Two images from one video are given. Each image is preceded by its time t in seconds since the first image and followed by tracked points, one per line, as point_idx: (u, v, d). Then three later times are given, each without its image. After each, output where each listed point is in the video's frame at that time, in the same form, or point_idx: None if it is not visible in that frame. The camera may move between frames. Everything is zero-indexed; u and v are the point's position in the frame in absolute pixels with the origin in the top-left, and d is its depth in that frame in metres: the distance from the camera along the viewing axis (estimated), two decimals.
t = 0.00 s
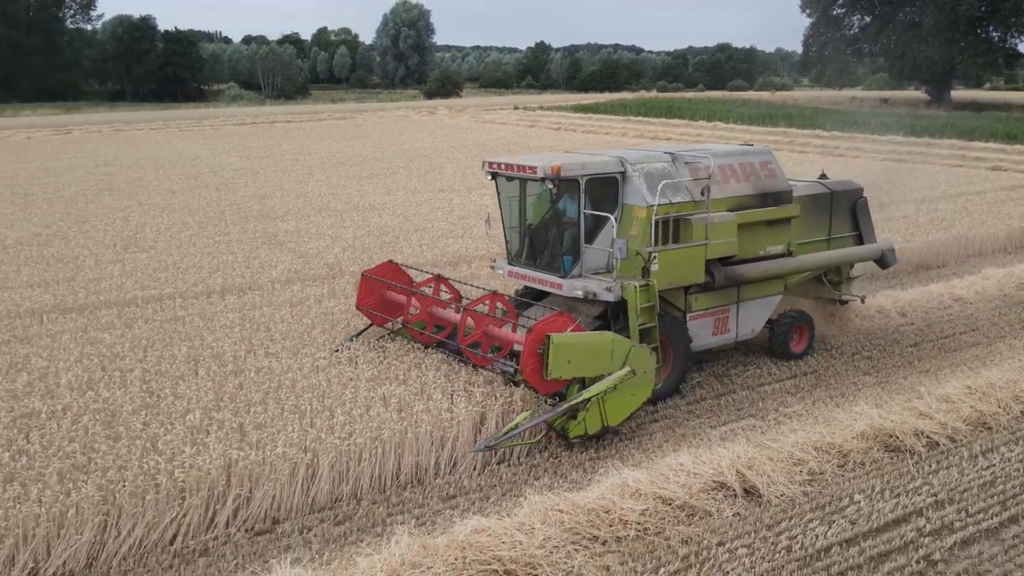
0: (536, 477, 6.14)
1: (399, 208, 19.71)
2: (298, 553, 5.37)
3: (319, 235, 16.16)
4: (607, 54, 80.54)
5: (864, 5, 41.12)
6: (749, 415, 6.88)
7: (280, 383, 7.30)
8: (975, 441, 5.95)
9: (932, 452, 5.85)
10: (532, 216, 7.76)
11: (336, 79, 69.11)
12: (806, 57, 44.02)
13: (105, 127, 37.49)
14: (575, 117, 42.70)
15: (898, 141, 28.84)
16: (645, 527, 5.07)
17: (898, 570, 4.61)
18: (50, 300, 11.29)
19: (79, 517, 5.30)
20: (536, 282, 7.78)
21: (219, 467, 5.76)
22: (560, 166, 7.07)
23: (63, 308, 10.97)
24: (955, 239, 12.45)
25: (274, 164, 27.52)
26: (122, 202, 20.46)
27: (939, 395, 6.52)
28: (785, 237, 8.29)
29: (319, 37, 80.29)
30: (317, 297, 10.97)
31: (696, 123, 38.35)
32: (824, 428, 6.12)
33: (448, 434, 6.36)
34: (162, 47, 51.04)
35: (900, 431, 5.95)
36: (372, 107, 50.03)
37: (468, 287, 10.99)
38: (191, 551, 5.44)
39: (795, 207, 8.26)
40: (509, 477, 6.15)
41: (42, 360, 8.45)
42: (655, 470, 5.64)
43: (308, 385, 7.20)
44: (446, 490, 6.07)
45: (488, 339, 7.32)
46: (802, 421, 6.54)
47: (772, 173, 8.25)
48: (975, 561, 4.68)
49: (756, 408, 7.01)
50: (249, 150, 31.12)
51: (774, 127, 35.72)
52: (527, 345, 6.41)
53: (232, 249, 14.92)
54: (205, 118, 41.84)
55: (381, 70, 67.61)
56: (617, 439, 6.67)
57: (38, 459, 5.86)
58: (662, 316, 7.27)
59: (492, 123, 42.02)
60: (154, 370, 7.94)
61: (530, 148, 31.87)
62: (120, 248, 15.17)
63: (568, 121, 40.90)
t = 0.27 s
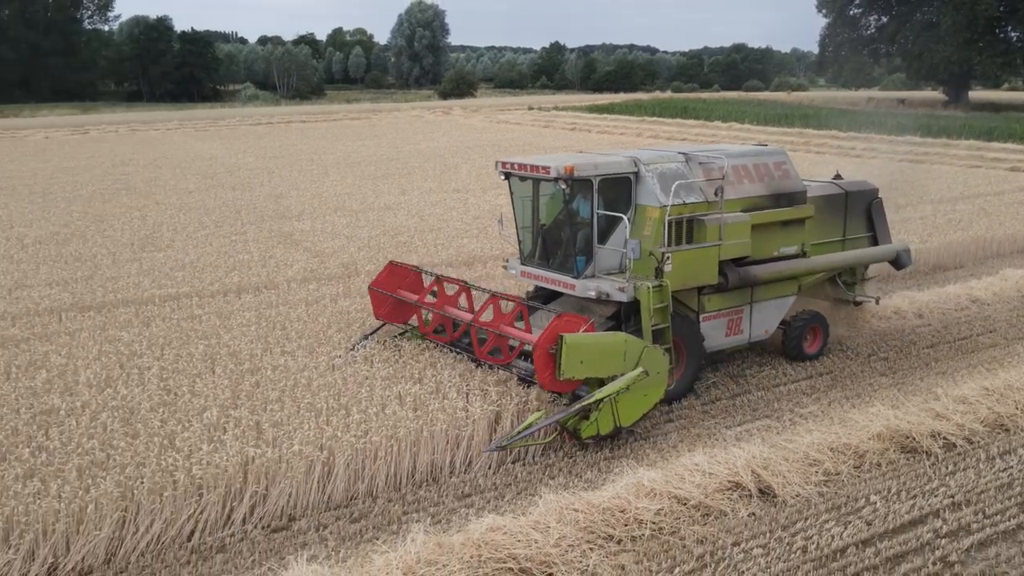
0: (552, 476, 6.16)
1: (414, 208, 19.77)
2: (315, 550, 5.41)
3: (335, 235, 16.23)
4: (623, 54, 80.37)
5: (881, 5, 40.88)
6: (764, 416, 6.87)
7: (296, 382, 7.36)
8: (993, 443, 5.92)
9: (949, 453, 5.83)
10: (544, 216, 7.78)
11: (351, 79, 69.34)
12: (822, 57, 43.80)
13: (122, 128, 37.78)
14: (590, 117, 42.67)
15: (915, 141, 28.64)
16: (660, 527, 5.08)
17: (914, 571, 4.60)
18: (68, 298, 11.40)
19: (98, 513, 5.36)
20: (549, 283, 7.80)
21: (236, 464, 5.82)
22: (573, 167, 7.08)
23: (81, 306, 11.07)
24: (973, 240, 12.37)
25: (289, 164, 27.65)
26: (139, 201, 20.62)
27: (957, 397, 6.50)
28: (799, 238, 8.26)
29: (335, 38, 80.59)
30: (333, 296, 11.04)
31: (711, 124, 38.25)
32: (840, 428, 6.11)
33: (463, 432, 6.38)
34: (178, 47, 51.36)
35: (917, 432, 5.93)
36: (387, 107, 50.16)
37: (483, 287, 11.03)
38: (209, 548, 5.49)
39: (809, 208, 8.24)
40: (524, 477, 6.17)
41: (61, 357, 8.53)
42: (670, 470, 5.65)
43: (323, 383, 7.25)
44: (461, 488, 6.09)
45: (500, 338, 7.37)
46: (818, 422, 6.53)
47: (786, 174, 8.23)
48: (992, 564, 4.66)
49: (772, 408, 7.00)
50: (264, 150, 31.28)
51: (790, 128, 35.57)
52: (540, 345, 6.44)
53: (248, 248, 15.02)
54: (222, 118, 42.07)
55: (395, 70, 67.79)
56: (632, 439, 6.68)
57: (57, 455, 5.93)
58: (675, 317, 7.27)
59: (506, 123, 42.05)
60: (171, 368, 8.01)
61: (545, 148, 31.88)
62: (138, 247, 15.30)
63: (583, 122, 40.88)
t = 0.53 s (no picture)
0: (564, 476, 6.17)
1: (427, 208, 19.80)
2: (328, 548, 5.43)
3: (347, 235, 16.29)
4: (635, 54, 80.22)
5: (896, 5, 40.65)
6: (778, 416, 6.85)
7: (309, 381, 7.39)
8: (1008, 445, 5.89)
9: (964, 455, 5.81)
10: (556, 216, 7.77)
11: (363, 80, 69.48)
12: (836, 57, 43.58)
13: (136, 128, 38.00)
14: (602, 117, 42.64)
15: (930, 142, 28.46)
16: (673, 527, 5.09)
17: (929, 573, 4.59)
18: (83, 297, 11.48)
19: (113, 510, 5.41)
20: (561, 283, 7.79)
21: (250, 463, 5.85)
22: (585, 167, 7.09)
23: (96, 305, 11.15)
24: (988, 241, 12.30)
25: (302, 164, 27.75)
26: (152, 201, 20.74)
27: (972, 398, 6.47)
28: (812, 238, 8.23)
29: (347, 38, 80.74)
30: (346, 296, 11.08)
31: (724, 124, 38.13)
32: (854, 430, 6.09)
33: (476, 432, 6.39)
34: (192, 47, 51.60)
35: (931, 433, 5.91)
36: (399, 107, 50.23)
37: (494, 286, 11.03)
38: (222, 546, 5.52)
39: (822, 208, 8.21)
40: (536, 476, 6.18)
41: (76, 356, 8.59)
42: (683, 470, 5.65)
43: (337, 382, 7.28)
44: (473, 488, 6.11)
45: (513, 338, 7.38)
46: (832, 423, 6.52)
47: (799, 174, 8.20)
48: (1008, 566, 4.64)
49: (786, 409, 6.99)
50: (277, 151, 31.39)
51: (803, 128, 35.42)
52: (550, 345, 6.44)
53: (260, 248, 15.08)
54: (235, 118, 42.24)
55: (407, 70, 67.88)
56: (645, 439, 6.68)
57: (72, 453, 5.98)
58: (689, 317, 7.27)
59: (518, 123, 42.04)
60: (185, 367, 8.06)
61: (556, 149, 31.86)
62: (151, 246, 15.39)
63: (596, 122, 40.81)
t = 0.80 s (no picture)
0: (574, 476, 6.17)
1: (435, 208, 19.81)
2: (337, 548, 5.44)
3: (356, 234, 16.31)
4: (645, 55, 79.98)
5: (907, 5, 40.47)
6: (788, 417, 6.84)
7: (319, 380, 7.41)
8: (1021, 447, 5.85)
9: (975, 457, 5.78)
10: (566, 215, 7.76)
11: (372, 80, 69.55)
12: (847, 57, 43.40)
13: (146, 128, 38.14)
14: (611, 118, 42.59)
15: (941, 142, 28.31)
16: (682, 528, 5.08)
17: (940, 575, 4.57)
18: (93, 296, 11.53)
19: (123, 509, 5.43)
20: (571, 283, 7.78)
21: (259, 462, 5.87)
22: (595, 166, 7.09)
23: (106, 304, 11.21)
24: (1000, 242, 12.23)
25: (311, 164, 27.80)
26: (162, 200, 20.81)
27: (984, 400, 6.44)
28: (822, 239, 8.21)
29: (356, 38, 80.85)
30: (355, 295, 11.10)
31: (733, 125, 38.03)
32: (865, 431, 6.07)
33: (485, 432, 6.40)
34: (202, 48, 51.74)
35: (943, 435, 5.88)
36: (408, 108, 50.28)
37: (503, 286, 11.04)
38: (232, 544, 5.53)
39: (833, 208, 8.18)
40: (545, 476, 6.18)
41: (87, 354, 8.63)
42: (693, 470, 5.64)
43: (347, 381, 7.30)
44: (482, 488, 6.11)
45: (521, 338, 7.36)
46: (842, 423, 6.50)
47: (810, 174, 8.17)
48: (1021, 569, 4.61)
49: (796, 410, 6.97)
50: (287, 150, 31.47)
51: (813, 128, 35.29)
52: (558, 345, 6.44)
53: (270, 248, 15.13)
54: (244, 118, 42.35)
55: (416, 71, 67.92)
56: (654, 439, 6.67)
57: (83, 451, 6.00)
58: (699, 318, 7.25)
59: (527, 124, 42.02)
60: (195, 365, 8.08)
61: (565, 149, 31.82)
62: (162, 245, 15.45)
63: (605, 122, 40.76)
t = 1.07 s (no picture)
0: (579, 476, 6.16)
1: (441, 208, 19.81)
2: (342, 547, 5.43)
3: (362, 234, 16.32)
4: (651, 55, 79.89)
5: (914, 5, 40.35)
6: (794, 418, 6.82)
7: (324, 379, 7.41)
8: None
9: (982, 458, 5.76)
10: (573, 215, 7.76)
11: (378, 80, 69.62)
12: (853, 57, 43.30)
13: (152, 127, 38.20)
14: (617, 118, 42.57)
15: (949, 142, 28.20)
16: (688, 528, 5.07)
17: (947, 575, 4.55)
18: (99, 295, 11.56)
19: (129, 507, 5.44)
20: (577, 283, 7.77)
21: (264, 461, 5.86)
22: (602, 166, 7.08)
23: (112, 303, 11.24)
24: (1007, 242, 12.19)
25: (317, 164, 27.82)
26: (168, 200, 20.85)
27: (990, 400, 6.42)
28: (829, 238, 8.19)
29: (362, 39, 80.93)
30: (360, 295, 11.10)
31: (740, 125, 37.96)
32: (871, 431, 6.06)
33: (490, 432, 6.39)
34: (208, 48, 51.82)
35: (949, 435, 5.86)
36: (414, 108, 50.31)
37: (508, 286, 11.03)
38: (237, 543, 5.54)
39: (840, 208, 8.16)
40: (551, 476, 6.18)
41: (92, 353, 8.66)
42: (698, 471, 5.62)
43: (352, 381, 7.30)
44: (488, 488, 6.10)
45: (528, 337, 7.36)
46: (848, 424, 6.48)
47: (817, 174, 8.15)
48: None
49: (802, 410, 6.95)
50: (292, 150, 31.50)
51: (819, 129, 35.22)
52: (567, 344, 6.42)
53: (275, 247, 15.14)
54: (250, 118, 42.43)
55: (422, 71, 67.96)
56: (660, 439, 6.66)
57: (88, 449, 6.02)
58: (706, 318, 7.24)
59: (532, 124, 42.00)
60: (200, 365, 8.09)
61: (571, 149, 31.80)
62: (167, 245, 15.47)
63: (610, 122, 40.72)
